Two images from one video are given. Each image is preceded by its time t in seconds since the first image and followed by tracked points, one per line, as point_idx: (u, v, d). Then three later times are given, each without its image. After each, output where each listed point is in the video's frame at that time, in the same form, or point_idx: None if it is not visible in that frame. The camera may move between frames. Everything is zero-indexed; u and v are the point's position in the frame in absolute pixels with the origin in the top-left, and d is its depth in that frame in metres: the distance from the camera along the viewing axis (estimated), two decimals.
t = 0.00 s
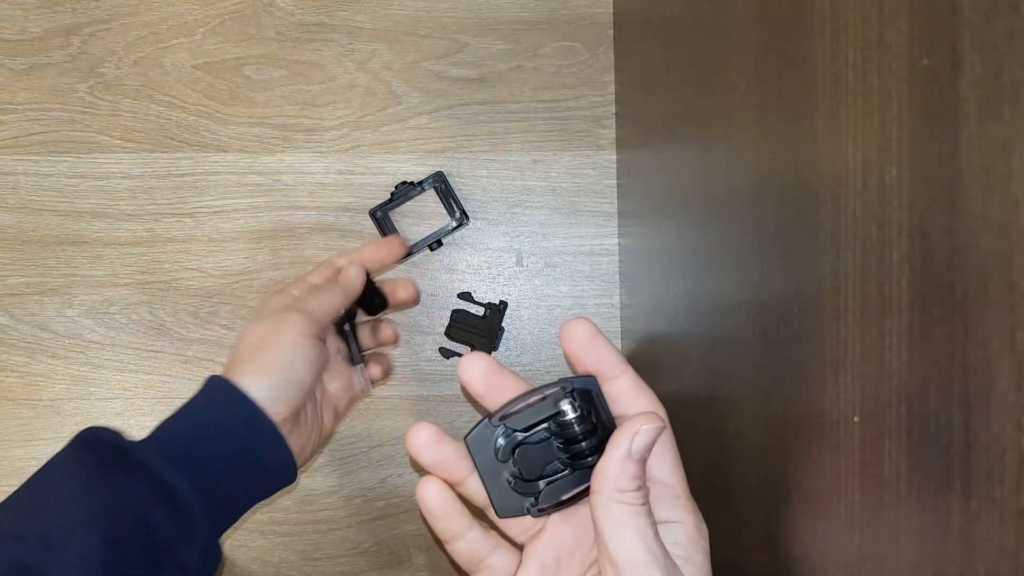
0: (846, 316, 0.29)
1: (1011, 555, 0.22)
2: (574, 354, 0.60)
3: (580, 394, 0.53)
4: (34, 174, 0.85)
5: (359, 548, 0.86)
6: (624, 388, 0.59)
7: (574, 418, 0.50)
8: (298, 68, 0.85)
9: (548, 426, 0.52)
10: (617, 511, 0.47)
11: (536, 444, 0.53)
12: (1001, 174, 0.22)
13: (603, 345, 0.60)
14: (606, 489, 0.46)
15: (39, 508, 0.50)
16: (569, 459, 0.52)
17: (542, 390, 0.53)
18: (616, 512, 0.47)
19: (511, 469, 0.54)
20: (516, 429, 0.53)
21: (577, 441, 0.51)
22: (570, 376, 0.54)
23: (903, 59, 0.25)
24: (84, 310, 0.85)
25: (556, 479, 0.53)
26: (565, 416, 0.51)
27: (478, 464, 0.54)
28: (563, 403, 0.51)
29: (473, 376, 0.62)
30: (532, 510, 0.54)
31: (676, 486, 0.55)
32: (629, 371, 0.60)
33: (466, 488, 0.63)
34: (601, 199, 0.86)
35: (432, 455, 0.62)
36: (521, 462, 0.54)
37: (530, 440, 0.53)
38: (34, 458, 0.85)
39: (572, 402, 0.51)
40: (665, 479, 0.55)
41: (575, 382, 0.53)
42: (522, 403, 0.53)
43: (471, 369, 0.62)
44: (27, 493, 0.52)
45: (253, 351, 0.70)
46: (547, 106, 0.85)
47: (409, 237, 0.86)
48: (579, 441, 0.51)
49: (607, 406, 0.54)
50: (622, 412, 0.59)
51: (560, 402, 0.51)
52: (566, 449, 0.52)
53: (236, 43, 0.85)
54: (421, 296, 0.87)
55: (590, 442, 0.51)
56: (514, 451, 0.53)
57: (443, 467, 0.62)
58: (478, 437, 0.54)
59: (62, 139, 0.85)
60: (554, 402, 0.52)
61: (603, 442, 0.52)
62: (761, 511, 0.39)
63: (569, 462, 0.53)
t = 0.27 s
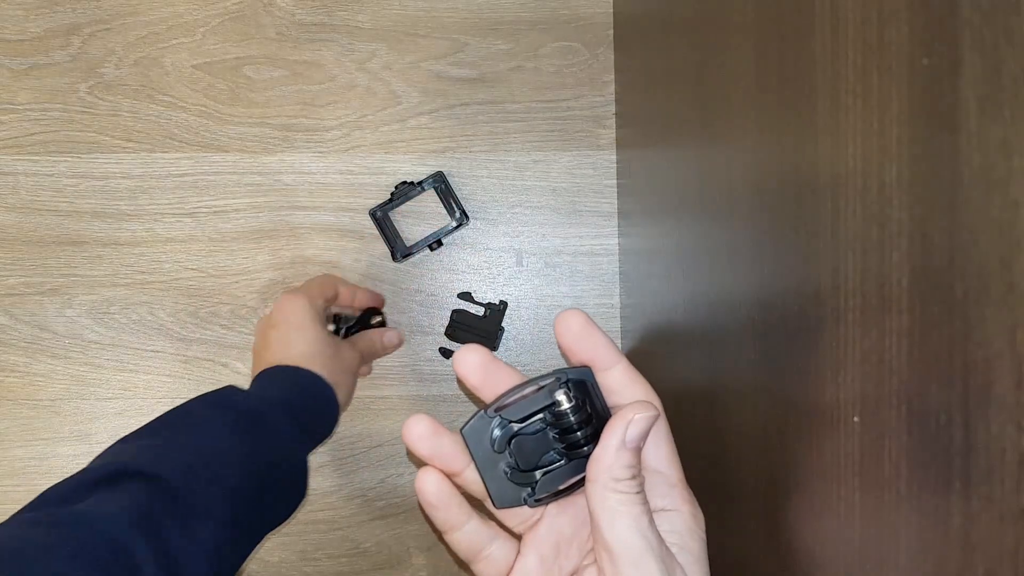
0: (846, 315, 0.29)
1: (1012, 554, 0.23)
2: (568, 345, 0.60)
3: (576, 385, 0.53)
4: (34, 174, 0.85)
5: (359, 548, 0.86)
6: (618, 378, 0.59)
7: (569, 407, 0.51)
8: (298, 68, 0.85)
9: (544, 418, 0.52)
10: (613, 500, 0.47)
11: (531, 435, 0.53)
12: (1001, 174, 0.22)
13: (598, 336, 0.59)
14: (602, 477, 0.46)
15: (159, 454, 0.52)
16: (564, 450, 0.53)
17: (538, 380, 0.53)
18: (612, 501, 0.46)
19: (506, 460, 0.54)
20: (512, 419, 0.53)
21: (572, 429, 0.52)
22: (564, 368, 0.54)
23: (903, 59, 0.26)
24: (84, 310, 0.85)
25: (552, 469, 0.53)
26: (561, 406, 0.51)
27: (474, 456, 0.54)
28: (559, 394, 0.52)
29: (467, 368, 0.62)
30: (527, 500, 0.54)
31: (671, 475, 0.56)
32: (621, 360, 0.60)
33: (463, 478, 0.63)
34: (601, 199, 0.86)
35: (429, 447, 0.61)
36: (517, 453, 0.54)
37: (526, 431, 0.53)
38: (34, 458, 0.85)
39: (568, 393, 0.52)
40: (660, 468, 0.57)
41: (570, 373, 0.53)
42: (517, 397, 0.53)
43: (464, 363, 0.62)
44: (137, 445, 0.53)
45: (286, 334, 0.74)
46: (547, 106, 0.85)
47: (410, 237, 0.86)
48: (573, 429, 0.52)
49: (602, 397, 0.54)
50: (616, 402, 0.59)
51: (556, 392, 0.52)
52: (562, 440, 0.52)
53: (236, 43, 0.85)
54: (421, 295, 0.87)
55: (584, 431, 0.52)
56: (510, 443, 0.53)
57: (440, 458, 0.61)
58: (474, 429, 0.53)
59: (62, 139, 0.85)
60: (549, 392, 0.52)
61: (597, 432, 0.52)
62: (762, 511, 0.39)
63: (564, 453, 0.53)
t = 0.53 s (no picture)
0: (846, 316, 0.29)
1: (1011, 554, 0.23)
2: (557, 354, 0.60)
3: (566, 393, 0.52)
4: (34, 174, 0.85)
5: (358, 549, 0.86)
6: (607, 386, 0.59)
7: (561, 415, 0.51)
8: (298, 68, 0.85)
9: (535, 426, 0.52)
10: (605, 505, 0.47)
11: (524, 443, 0.53)
12: (1001, 174, 0.22)
13: (585, 344, 0.59)
14: (594, 483, 0.46)
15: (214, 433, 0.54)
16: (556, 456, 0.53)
17: (529, 389, 0.53)
18: (604, 506, 0.46)
19: (500, 469, 0.54)
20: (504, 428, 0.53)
21: (564, 437, 0.51)
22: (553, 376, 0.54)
23: (903, 59, 0.26)
24: (84, 310, 0.85)
25: (545, 476, 0.53)
26: (551, 415, 0.51)
27: (467, 467, 0.53)
28: (549, 402, 0.52)
29: (459, 379, 0.62)
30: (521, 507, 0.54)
31: (662, 478, 0.57)
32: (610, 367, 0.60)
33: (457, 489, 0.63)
34: (601, 199, 0.86)
35: (424, 458, 0.60)
36: (511, 462, 0.53)
37: (518, 439, 0.53)
38: (34, 458, 0.85)
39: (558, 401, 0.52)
40: (651, 473, 0.57)
41: (559, 380, 0.53)
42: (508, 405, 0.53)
43: (456, 372, 0.62)
44: (200, 426, 0.55)
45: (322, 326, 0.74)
46: (547, 106, 0.85)
47: (410, 237, 0.86)
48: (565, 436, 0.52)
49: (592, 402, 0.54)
50: (607, 408, 0.59)
51: (547, 401, 0.52)
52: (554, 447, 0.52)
53: (236, 43, 0.85)
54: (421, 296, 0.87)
55: (575, 439, 0.52)
56: (503, 452, 0.53)
57: (434, 467, 0.61)
58: (468, 440, 0.53)
59: (62, 139, 0.85)
60: (540, 400, 0.52)
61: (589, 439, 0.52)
62: (762, 511, 0.39)
63: (557, 459, 0.53)
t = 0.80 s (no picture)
0: (846, 316, 0.29)
1: (1011, 554, 0.23)
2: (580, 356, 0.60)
3: (578, 394, 0.52)
4: (34, 174, 0.85)
5: (359, 549, 0.86)
6: (626, 389, 0.59)
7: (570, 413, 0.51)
8: (298, 68, 0.85)
9: (547, 424, 0.52)
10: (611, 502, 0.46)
11: (536, 442, 0.53)
12: (1001, 174, 0.22)
13: (607, 347, 0.59)
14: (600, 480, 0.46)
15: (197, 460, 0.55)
16: (567, 455, 0.53)
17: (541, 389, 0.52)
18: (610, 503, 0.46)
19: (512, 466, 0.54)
20: (516, 426, 0.53)
21: (575, 434, 0.52)
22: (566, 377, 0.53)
23: (903, 59, 0.26)
24: (84, 309, 0.85)
25: (557, 475, 0.53)
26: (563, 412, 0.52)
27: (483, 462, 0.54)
28: (561, 400, 0.52)
29: (478, 378, 0.62)
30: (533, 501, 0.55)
31: (669, 481, 0.56)
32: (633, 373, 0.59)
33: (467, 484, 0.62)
34: (601, 199, 0.86)
35: (444, 454, 0.61)
36: (522, 457, 0.54)
37: (530, 438, 0.53)
38: (34, 458, 0.85)
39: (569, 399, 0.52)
40: (660, 475, 0.57)
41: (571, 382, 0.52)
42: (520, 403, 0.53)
43: (475, 371, 0.62)
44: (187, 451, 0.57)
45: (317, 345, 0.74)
46: (547, 106, 0.85)
47: (410, 237, 0.86)
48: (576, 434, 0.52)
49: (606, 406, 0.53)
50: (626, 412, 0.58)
51: (558, 399, 0.52)
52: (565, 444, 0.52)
53: (237, 43, 0.85)
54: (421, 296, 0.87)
55: (586, 437, 0.52)
56: (516, 447, 0.53)
57: (454, 462, 0.62)
58: (482, 436, 0.54)
59: (62, 139, 0.85)
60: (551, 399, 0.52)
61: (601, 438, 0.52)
62: (762, 511, 0.39)
63: (568, 458, 0.53)
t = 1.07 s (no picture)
0: (846, 316, 0.29)
1: (1011, 553, 0.23)
2: (568, 339, 0.63)
3: (571, 369, 0.62)
4: (34, 174, 0.85)
5: (359, 549, 0.86)
6: (611, 369, 0.60)
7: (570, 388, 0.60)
8: (298, 68, 0.85)
9: (546, 396, 0.60)
10: (619, 472, 0.47)
11: (537, 416, 0.60)
12: (1001, 174, 0.22)
13: (593, 330, 0.62)
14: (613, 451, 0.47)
15: (143, 486, 0.53)
16: (565, 424, 0.60)
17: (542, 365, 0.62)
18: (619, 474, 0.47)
19: (511, 434, 0.61)
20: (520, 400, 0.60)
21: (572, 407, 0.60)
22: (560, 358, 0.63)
23: (903, 59, 0.26)
24: (84, 309, 0.85)
25: (554, 445, 0.60)
26: (557, 383, 0.60)
27: (487, 432, 0.61)
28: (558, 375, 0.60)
29: (490, 353, 0.68)
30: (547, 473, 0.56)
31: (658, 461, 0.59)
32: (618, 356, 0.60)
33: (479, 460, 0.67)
34: (601, 199, 0.86)
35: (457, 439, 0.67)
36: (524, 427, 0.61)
37: (531, 412, 0.60)
38: (33, 458, 0.85)
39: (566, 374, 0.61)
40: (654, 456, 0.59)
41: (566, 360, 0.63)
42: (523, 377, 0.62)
43: (487, 347, 0.68)
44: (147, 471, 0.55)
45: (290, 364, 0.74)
46: (547, 106, 0.85)
47: (410, 237, 0.86)
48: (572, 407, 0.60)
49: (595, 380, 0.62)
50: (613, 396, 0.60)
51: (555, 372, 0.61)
52: (563, 413, 0.60)
53: (237, 43, 0.85)
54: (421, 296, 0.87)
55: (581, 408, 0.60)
56: (516, 417, 0.61)
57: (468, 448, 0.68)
58: (488, 411, 0.61)
59: (62, 139, 0.85)
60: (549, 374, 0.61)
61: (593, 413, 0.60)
62: (762, 511, 0.39)
63: (564, 426, 0.60)
